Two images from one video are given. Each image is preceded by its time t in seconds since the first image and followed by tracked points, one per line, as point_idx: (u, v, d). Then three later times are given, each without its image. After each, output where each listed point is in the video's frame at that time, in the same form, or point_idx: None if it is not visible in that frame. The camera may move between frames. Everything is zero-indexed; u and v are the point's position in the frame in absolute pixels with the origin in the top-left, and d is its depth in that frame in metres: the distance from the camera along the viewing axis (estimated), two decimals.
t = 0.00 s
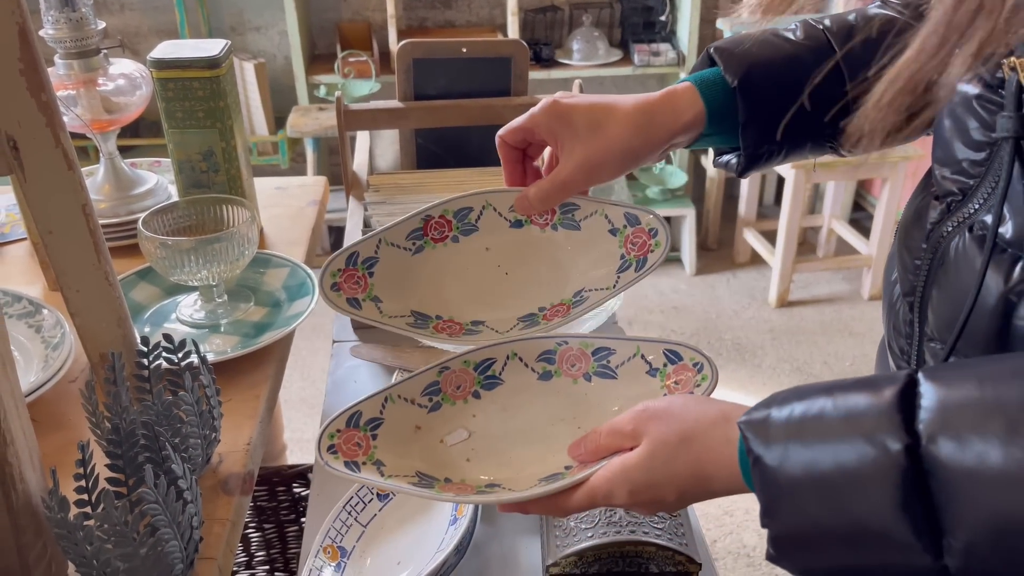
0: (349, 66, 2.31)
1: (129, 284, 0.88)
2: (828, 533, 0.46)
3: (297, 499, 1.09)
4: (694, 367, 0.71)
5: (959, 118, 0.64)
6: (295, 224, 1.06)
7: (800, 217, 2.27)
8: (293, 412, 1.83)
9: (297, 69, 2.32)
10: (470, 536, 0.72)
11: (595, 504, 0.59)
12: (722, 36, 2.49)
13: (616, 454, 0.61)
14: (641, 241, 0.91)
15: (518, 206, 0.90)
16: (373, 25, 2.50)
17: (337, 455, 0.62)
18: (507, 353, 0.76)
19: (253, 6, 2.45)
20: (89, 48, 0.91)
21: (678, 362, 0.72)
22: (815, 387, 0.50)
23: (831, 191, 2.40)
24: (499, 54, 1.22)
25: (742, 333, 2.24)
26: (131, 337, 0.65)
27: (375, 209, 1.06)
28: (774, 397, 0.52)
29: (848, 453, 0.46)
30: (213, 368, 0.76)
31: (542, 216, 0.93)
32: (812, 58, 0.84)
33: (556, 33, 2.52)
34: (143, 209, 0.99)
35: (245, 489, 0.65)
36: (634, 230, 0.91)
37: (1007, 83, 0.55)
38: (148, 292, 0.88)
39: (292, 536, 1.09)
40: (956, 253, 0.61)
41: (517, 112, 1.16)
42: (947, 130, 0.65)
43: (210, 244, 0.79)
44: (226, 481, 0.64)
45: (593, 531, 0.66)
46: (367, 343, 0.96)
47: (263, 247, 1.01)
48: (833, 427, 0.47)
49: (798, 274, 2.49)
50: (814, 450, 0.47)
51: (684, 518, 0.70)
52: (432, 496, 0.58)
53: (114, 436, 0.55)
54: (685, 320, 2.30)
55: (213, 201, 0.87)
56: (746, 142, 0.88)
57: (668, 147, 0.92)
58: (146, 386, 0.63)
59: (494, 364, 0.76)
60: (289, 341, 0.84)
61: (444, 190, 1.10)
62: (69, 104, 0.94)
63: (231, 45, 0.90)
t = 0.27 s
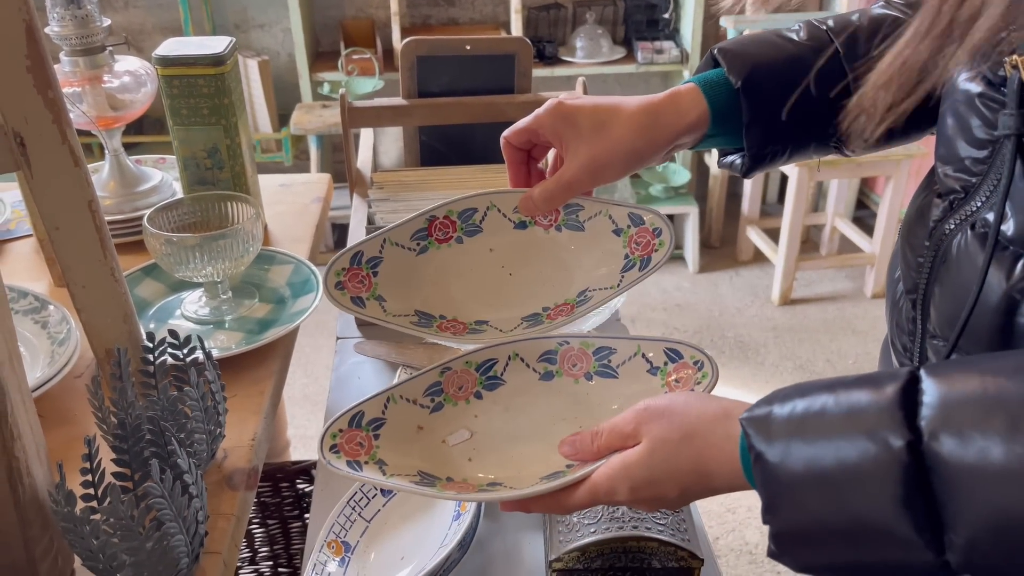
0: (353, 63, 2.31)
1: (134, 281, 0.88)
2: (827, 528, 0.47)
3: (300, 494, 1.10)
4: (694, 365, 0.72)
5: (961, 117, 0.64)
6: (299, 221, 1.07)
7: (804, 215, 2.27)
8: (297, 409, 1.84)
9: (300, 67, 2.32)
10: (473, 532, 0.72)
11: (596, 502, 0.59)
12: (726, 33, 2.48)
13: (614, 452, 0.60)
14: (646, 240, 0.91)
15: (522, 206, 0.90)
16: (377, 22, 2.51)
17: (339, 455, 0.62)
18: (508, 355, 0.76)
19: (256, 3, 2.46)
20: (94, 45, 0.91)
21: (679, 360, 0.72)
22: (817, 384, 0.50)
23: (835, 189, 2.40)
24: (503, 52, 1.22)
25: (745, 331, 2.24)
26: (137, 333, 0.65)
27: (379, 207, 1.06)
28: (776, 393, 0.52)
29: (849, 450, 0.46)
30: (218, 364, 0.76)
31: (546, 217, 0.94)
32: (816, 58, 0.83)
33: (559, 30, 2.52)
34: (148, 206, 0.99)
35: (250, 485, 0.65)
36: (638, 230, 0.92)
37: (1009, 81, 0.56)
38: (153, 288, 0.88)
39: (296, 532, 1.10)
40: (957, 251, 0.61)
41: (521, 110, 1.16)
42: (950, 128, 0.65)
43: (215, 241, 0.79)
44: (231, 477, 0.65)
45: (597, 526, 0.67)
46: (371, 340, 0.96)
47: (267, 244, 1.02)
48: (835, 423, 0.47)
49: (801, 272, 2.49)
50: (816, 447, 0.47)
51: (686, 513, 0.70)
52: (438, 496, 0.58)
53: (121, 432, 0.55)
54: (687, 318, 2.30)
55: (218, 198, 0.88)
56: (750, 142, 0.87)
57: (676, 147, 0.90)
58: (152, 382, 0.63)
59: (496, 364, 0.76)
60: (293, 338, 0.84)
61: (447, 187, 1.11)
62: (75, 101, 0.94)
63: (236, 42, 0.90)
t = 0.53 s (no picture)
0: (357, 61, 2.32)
1: (140, 277, 0.89)
2: (826, 518, 0.47)
3: (304, 490, 1.11)
4: (695, 358, 0.72)
5: (962, 113, 0.64)
6: (304, 217, 1.07)
7: (808, 213, 2.27)
8: (301, 406, 1.84)
9: (305, 64, 2.33)
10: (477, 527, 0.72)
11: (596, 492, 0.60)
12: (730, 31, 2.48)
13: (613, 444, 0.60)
14: (651, 238, 0.92)
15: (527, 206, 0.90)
16: (381, 20, 2.51)
17: (339, 442, 0.63)
18: (509, 346, 0.76)
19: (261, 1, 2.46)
20: (101, 42, 0.92)
21: (679, 352, 0.73)
22: (817, 375, 0.50)
23: (839, 187, 2.40)
24: (508, 49, 1.23)
25: (749, 329, 2.24)
26: (144, 328, 0.65)
27: (383, 203, 1.07)
28: (775, 384, 0.52)
29: (849, 440, 0.46)
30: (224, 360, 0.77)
31: (551, 216, 0.94)
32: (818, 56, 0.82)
33: (563, 28, 2.53)
34: (154, 202, 1.00)
35: (256, 479, 0.65)
36: (643, 228, 0.93)
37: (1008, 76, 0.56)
38: (159, 284, 0.89)
39: (300, 528, 1.10)
40: (958, 246, 0.61)
41: (526, 107, 1.16)
42: (951, 125, 0.65)
43: (220, 237, 0.79)
44: (237, 471, 0.65)
45: (601, 521, 0.67)
46: (375, 335, 0.96)
47: (272, 240, 1.02)
48: (835, 413, 0.47)
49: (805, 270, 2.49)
50: (815, 437, 0.47)
51: (690, 508, 0.70)
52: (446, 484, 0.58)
53: (128, 426, 0.56)
54: (691, 316, 2.30)
55: (224, 195, 0.88)
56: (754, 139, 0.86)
57: (680, 145, 0.90)
58: (158, 377, 0.64)
59: (497, 355, 0.76)
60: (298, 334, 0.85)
61: (452, 184, 1.11)
62: (82, 97, 0.95)
63: (242, 40, 0.90)
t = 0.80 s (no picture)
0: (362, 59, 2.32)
1: (147, 273, 0.89)
2: (823, 506, 0.47)
3: (309, 487, 1.11)
4: (696, 351, 0.72)
5: (959, 111, 0.64)
6: (309, 215, 1.07)
7: (812, 212, 2.27)
8: (305, 403, 1.85)
9: (309, 62, 2.33)
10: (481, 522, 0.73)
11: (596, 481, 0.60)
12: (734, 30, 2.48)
13: (614, 433, 0.61)
14: (652, 239, 0.92)
15: (530, 205, 0.91)
16: (386, 19, 2.51)
17: (342, 428, 0.63)
18: (512, 336, 0.77)
19: None
20: (108, 41, 0.92)
21: (681, 344, 0.73)
22: (816, 366, 0.51)
23: (843, 186, 2.40)
24: (513, 48, 1.23)
25: (752, 328, 2.24)
26: (150, 323, 0.66)
27: (388, 201, 1.07)
28: (773, 375, 0.52)
29: (846, 430, 0.46)
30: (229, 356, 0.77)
31: (554, 216, 0.94)
32: (819, 57, 0.82)
33: (568, 26, 2.53)
34: (160, 200, 1.00)
35: (261, 474, 0.66)
36: (645, 230, 0.93)
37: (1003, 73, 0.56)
38: (165, 281, 0.89)
39: (304, 524, 1.11)
40: (957, 243, 0.62)
41: (530, 105, 1.17)
42: (950, 123, 0.65)
43: (226, 234, 0.80)
44: (243, 466, 0.65)
45: (604, 516, 0.67)
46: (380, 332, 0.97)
47: (277, 238, 1.03)
48: (834, 403, 0.47)
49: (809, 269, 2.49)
50: (813, 426, 0.48)
51: (693, 504, 0.71)
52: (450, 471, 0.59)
53: (135, 421, 0.56)
54: (694, 314, 2.30)
55: (230, 192, 0.88)
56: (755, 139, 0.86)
57: (684, 146, 0.90)
58: (165, 373, 0.64)
59: (500, 346, 0.77)
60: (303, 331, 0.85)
61: (456, 182, 1.11)
62: (89, 95, 0.95)
63: (247, 38, 0.91)
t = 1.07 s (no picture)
0: (367, 57, 2.32)
1: (154, 269, 0.90)
2: (823, 496, 0.47)
3: (315, 482, 1.11)
4: (698, 346, 0.72)
5: (961, 108, 0.64)
6: (315, 212, 1.08)
7: (816, 210, 2.27)
8: (311, 400, 1.86)
9: (315, 60, 2.34)
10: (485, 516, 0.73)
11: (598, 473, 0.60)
12: (739, 27, 2.48)
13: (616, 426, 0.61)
14: (658, 240, 0.93)
15: (536, 207, 0.90)
16: (391, 16, 2.51)
17: (347, 421, 0.64)
18: (515, 333, 0.77)
19: None
20: (116, 38, 0.93)
21: (683, 340, 0.73)
22: (816, 357, 0.51)
23: (848, 184, 2.39)
24: (518, 45, 1.23)
25: (757, 326, 2.24)
26: (159, 318, 0.66)
27: (393, 198, 1.07)
28: (774, 366, 0.52)
29: (847, 420, 0.46)
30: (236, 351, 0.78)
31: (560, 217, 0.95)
32: (822, 57, 0.83)
33: (572, 24, 2.53)
34: (167, 196, 1.01)
35: (268, 468, 0.67)
36: (650, 230, 0.93)
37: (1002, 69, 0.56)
38: (172, 277, 0.90)
39: (310, 519, 1.11)
40: (957, 238, 0.62)
41: (535, 102, 1.17)
42: (951, 120, 0.65)
43: (233, 230, 0.80)
44: (250, 460, 0.66)
45: (608, 510, 0.68)
46: (386, 328, 0.97)
47: (283, 234, 1.03)
48: (834, 394, 0.48)
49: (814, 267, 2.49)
50: (813, 416, 0.48)
51: (697, 498, 0.71)
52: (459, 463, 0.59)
53: (144, 414, 0.57)
54: (698, 312, 2.30)
55: (236, 188, 0.89)
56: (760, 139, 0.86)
57: (687, 147, 0.90)
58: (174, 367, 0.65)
59: (503, 342, 0.77)
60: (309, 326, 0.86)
61: (462, 179, 1.12)
62: (96, 92, 0.96)
63: (254, 35, 0.91)
